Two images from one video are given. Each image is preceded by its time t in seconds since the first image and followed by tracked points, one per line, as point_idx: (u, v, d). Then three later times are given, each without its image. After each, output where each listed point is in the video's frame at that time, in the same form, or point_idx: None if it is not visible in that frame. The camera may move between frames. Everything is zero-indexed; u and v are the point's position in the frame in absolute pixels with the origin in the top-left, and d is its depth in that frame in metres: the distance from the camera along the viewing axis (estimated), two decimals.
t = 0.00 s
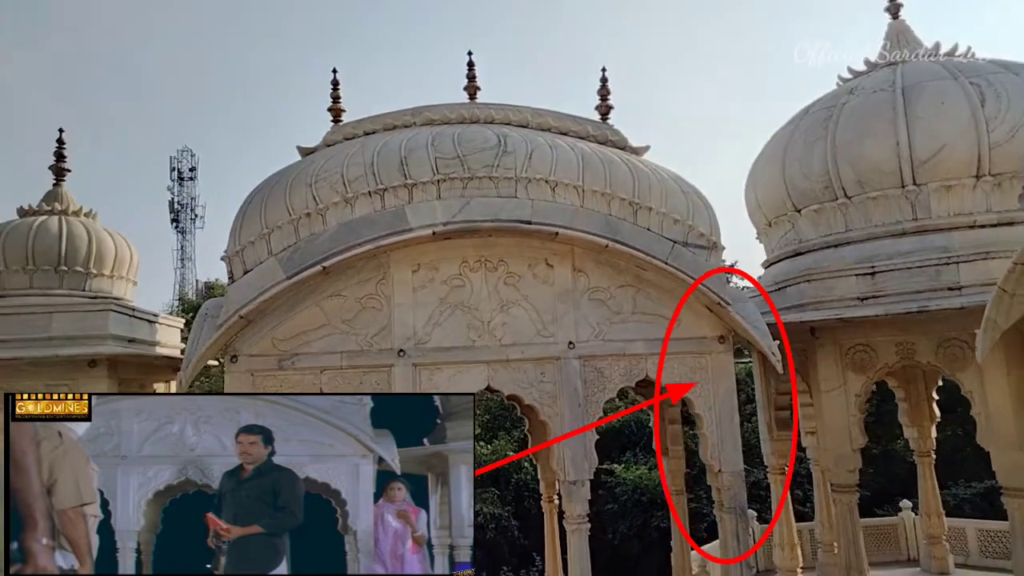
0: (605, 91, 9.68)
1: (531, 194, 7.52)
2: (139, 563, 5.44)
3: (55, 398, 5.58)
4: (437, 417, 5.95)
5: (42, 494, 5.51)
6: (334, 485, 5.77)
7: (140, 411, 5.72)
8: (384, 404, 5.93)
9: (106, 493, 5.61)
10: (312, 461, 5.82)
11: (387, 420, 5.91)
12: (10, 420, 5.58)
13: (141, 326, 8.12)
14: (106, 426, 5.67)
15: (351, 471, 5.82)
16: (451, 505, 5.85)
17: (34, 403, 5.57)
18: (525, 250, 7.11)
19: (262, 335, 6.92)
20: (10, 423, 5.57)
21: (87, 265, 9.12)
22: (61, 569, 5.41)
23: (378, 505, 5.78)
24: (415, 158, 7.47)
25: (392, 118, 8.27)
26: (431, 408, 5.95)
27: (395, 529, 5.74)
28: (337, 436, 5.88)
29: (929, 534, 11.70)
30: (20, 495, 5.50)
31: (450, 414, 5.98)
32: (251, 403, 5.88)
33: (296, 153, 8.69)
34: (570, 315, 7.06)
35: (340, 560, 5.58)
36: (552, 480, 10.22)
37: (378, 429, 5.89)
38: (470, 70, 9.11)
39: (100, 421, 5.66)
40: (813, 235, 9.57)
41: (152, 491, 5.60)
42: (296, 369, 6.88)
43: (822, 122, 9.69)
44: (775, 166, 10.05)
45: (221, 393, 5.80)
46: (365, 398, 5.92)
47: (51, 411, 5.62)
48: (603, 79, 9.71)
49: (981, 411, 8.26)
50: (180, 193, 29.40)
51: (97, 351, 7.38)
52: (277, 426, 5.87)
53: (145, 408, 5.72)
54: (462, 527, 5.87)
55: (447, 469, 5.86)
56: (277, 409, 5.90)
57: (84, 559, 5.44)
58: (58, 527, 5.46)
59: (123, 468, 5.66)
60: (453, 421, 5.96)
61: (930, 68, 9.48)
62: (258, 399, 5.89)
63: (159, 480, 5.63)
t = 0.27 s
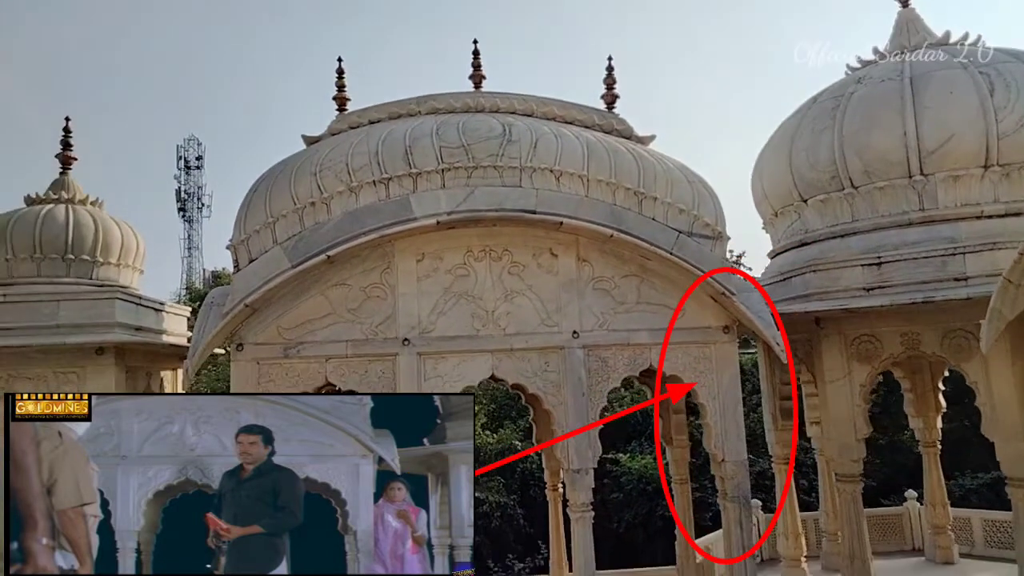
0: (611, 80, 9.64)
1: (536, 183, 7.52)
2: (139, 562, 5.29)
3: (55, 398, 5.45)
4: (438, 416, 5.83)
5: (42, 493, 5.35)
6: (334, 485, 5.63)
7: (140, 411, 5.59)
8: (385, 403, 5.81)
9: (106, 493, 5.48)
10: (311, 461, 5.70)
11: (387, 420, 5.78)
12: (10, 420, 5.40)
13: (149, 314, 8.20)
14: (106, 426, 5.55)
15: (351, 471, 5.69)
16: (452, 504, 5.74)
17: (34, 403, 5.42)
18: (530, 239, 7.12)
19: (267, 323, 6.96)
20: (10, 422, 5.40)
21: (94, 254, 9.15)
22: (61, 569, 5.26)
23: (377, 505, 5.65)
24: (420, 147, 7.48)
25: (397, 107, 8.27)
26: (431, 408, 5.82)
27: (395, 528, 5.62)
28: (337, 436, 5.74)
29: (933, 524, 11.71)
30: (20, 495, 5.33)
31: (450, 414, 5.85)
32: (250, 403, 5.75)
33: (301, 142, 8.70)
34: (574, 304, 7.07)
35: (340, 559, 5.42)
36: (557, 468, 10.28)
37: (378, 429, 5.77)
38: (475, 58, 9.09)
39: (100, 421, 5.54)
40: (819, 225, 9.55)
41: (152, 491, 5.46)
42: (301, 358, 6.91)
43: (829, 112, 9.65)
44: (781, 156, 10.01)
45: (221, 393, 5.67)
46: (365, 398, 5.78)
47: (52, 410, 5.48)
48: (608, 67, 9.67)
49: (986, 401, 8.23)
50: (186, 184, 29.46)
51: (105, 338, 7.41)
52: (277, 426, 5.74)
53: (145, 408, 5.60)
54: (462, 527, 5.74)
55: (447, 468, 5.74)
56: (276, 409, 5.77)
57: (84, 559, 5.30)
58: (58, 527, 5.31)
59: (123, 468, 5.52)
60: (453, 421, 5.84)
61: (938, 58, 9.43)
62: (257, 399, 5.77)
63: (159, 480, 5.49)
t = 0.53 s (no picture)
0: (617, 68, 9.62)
1: (542, 172, 7.54)
2: (139, 563, 5.36)
3: (55, 398, 5.52)
4: (438, 416, 5.89)
5: (42, 493, 5.44)
6: (333, 486, 5.68)
7: (140, 411, 5.65)
8: (385, 404, 5.86)
9: (106, 493, 5.54)
10: (311, 461, 5.74)
11: (387, 420, 5.83)
12: (11, 420, 5.50)
13: (157, 302, 8.30)
14: (106, 426, 5.61)
15: (351, 471, 5.74)
16: (451, 505, 5.79)
17: (34, 403, 5.51)
18: (535, 228, 7.14)
19: (274, 312, 7.01)
20: (11, 422, 5.49)
21: (103, 242, 9.22)
22: (61, 569, 5.35)
23: (377, 505, 5.70)
24: (426, 136, 7.50)
25: (403, 96, 8.28)
26: (431, 408, 5.88)
27: (395, 528, 5.68)
28: (337, 436, 5.78)
29: (938, 512, 11.74)
30: (20, 495, 5.42)
31: (450, 414, 5.92)
32: (251, 403, 5.80)
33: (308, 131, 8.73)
34: (579, 293, 7.10)
35: (340, 560, 5.50)
36: (562, 456, 10.37)
37: (378, 429, 5.81)
38: (481, 47, 9.09)
39: (100, 421, 5.61)
40: (826, 214, 9.54)
41: (152, 491, 5.53)
42: (308, 346, 6.96)
43: (836, 100, 9.62)
44: (788, 145, 9.99)
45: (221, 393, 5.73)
46: (365, 398, 5.83)
47: (52, 410, 5.56)
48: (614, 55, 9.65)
49: (992, 389, 8.22)
50: (195, 174, 29.55)
51: (114, 325, 7.46)
52: (276, 426, 5.78)
53: (145, 408, 5.66)
54: (462, 527, 5.80)
55: (447, 469, 5.81)
56: (276, 408, 5.82)
57: (84, 559, 5.38)
58: (58, 527, 5.39)
59: (123, 468, 5.58)
60: (453, 421, 5.91)
61: (947, 45, 9.38)
62: (257, 399, 5.81)
63: (159, 480, 5.55)
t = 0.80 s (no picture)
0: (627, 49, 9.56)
1: (550, 154, 7.53)
2: (139, 563, 5.46)
3: (55, 398, 5.66)
4: (438, 416, 5.96)
5: (42, 493, 5.56)
6: (333, 486, 5.74)
7: (140, 410, 5.77)
8: (385, 404, 5.91)
9: (106, 493, 5.67)
10: (311, 461, 5.80)
11: (387, 420, 5.89)
12: (10, 420, 5.62)
13: (169, 286, 8.35)
14: (106, 426, 5.74)
15: (351, 471, 5.80)
16: (451, 505, 5.85)
17: (34, 403, 5.64)
18: (543, 211, 7.15)
19: (285, 296, 7.06)
20: (10, 422, 5.62)
21: (116, 226, 9.29)
22: (61, 569, 5.47)
23: (377, 505, 5.75)
24: (434, 118, 7.49)
25: (412, 78, 8.26)
26: (431, 408, 5.95)
27: (395, 528, 5.72)
28: (337, 437, 5.84)
29: (946, 497, 11.80)
30: (19, 496, 5.57)
31: (450, 414, 5.99)
32: (250, 403, 5.87)
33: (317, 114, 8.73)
34: (586, 276, 7.12)
35: (340, 560, 5.56)
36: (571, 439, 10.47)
37: (378, 429, 5.87)
38: (490, 27, 9.04)
39: (100, 421, 5.73)
40: (836, 196, 9.51)
41: (152, 491, 5.64)
42: (319, 329, 7.02)
43: (848, 81, 9.53)
44: (799, 126, 9.92)
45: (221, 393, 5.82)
46: (365, 398, 5.89)
47: (52, 411, 5.69)
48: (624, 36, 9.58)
49: (1001, 371, 8.23)
50: (207, 155, 29.57)
51: (126, 310, 7.51)
52: (276, 426, 5.85)
53: (145, 408, 5.77)
54: (462, 527, 5.86)
55: (447, 469, 5.88)
56: (276, 408, 5.88)
57: (84, 559, 5.49)
58: (58, 527, 5.51)
59: (123, 468, 5.69)
60: (452, 421, 5.98)
61: (961, 24, 9.27)
62: (257, 398, 5.88)
63: (159, 480, 5.66)
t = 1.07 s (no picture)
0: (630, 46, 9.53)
1: (552, 152, 7.52)
2: (139, 563, 5.45)
3: (55, 398, 5.70)
4: (438, 416, 5.98)
5: (42, 493, 5.56)
6: (334, 485, 5.75)
7: (140, 410, 5.80)
8: (384, 404, 5.92)
9: (106, 493, 5.68)
10: (310, 461, 5.81)
11: (387, 420, 5.90)
12: (10, 420, 5.65)
13: (174, 286, 8.35)
14: (106, 426, 5.76)
15: (351, 470, 5.80)
16: (451, 505, 5.85)
17: (34, 403, 5.68)
18: (545, 209, 7.15)
19: (288, 295, 7.06)
20: (10, 422, 5.65)
21: (121, 225, 9.28)
22: (61, 569, 5.45)
23: (377, 505, 5.75)
24: (436, 116, 7.48)
25: (414, 76, 8.25)
26: (431, 408, 5.97)
27: (395, 528, 5.72)
28: (337, 437, 5.85)
29: (951, 496, 11.76)
30: (19, 496, 5.56)
31: (450, 414, 6.01)
32: (250, 403, 5.89)
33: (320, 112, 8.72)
34: (588, 275, 7.11)
35: (340, 560, 5.55)
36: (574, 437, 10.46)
37: (378, 429, 5.88)
38: (492, 24, 9.01)
39: (100, 421, 5.77)
40: (839, 193, 9.48)
41: (152, 491, 5.65)
42: (322, 328, 7.02)
43: (851, 78, 9.49)
44: (802, 122, 9.88)
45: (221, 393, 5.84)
46: (365, 398, 5.91)
47: (52, 411, 5.72)
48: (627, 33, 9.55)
49: (1004, 371, 8.19)
50: (212, 153, 29.59)
51: (132, 309, 7.51)
52: (276, 426, 5.86)
53: (145, 409, 5.81)
54: (462, 527, 5.86)
55: (447, 469, 5.88)
56: (276, 408, 5.89)
57: (84, 559, 5.48)
58: (58, 527, 5.51)
59: (123, 468, 5.71)
60: (452, 421, 6.00)
61: (966, 20, 9.22)
62: (257, 398, 5.90)
63: (159, 480, 5.67)
